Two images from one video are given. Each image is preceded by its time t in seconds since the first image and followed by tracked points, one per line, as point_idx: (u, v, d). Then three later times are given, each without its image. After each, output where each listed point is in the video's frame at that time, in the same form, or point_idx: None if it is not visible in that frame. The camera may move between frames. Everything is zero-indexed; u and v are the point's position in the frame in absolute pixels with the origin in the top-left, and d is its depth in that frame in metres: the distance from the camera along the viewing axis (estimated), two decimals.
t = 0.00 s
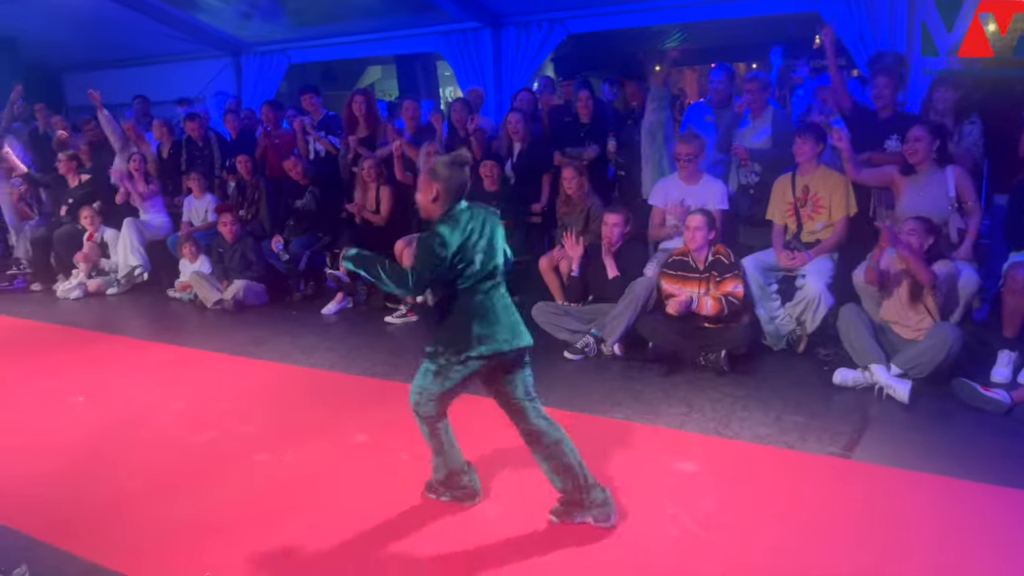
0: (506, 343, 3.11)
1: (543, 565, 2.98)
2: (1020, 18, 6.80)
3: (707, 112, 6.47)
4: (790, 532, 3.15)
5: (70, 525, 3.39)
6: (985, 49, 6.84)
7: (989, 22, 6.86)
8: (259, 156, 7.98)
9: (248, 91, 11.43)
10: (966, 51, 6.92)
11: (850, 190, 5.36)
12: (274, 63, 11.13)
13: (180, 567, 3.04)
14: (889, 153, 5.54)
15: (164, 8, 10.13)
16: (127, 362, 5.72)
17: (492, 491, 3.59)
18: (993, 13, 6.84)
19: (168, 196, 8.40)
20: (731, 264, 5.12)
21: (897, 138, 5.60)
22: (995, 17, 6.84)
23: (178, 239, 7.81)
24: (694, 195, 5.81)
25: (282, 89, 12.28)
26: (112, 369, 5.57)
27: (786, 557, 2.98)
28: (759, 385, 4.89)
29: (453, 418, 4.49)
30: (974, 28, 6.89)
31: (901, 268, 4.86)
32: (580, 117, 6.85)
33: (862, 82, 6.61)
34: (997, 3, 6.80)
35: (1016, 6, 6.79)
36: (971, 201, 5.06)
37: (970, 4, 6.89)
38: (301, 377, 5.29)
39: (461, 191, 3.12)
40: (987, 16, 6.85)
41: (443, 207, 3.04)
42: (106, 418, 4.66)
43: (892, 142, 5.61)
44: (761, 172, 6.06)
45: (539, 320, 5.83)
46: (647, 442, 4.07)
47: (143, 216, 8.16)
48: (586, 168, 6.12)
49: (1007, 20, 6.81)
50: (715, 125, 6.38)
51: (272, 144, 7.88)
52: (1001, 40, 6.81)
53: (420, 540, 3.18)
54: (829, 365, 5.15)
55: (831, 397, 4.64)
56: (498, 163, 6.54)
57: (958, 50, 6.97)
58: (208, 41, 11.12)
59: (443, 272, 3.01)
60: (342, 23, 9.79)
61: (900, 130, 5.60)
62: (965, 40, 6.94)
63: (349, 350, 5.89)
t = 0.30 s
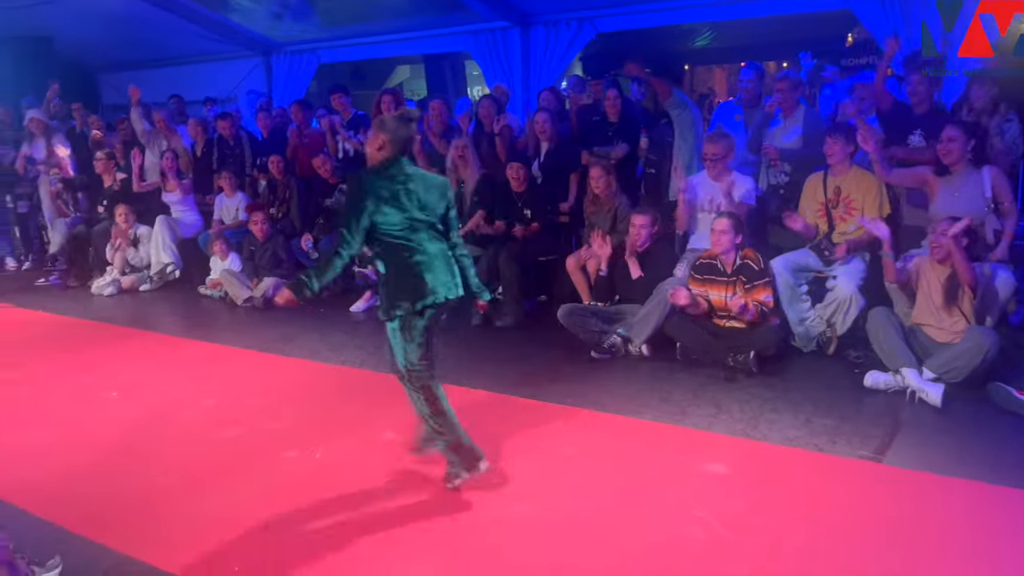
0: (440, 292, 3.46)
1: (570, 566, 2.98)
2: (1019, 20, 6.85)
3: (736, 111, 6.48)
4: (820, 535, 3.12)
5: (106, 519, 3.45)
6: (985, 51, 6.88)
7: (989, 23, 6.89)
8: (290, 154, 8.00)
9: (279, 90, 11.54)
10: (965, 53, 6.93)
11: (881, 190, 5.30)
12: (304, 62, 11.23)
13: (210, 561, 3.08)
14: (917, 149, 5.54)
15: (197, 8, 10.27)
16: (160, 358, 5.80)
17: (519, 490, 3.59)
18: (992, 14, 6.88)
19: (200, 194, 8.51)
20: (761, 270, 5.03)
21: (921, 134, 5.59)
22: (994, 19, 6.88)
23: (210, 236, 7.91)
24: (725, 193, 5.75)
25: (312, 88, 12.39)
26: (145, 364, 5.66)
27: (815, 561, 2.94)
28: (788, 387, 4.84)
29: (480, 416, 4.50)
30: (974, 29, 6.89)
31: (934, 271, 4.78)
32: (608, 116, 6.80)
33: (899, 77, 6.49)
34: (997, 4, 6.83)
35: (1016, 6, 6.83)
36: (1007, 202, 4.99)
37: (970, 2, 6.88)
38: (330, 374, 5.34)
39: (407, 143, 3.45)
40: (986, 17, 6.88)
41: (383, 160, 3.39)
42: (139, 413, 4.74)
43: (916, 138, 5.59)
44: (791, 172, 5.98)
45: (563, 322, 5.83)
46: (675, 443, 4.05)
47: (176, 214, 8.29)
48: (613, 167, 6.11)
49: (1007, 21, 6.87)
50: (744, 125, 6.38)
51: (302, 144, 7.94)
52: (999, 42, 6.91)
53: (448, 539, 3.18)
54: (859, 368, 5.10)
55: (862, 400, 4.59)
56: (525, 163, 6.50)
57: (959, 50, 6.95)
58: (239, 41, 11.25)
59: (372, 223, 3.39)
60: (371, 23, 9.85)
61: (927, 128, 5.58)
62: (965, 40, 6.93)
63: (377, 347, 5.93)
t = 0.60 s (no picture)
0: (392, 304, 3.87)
1: (606, 566, 2.97)
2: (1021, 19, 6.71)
3: (777, 111, 6.35)
4: (860, 540, 3.08)
5: (152, 508, 3.53)
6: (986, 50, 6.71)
7: (990, 23, 6.80)
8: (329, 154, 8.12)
9: (320, 90, 11.66)
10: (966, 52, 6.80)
11: (927, 191, 5.20)
12: (344, 62, 11.34)
13: (251, 552, 3.14)
14: (968, 151, 5.46)
15: (239, 8, 10.43)
16: (203, 353, 5.91)
17: (556, 488, 3.60)
18: (994, 14, 6.79)
19: (242, 193, 8.64)
20: (803, 269, 4.98)
21: (974, 137, 5.50)
22: (996, 19, 6.78)
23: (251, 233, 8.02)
24: (766, 192, 5.68)
25: (352, 88, 12.50)
26: (189, 359, 5.77)
27: (856, 567, 2.90)
28: (829, 390, 4.77)
29: (517, 415, 4.50)
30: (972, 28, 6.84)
31: (982, 273, 4.67)
32: (648, 114, 6.77)
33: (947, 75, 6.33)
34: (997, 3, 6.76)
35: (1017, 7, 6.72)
36: None
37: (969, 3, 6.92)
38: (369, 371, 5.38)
39: (368, 170, 3.96)
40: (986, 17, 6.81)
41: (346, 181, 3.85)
42: (183, 406, 4.83)
43: (970, 142, 5.51)
44: (833, 172, 5.91)
45: (600, 319, 5.81)
46: (714, 445, 4.01)
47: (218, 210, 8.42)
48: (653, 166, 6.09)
49: (1008, 20, 6.75)
50: (785, 124, 6.24)
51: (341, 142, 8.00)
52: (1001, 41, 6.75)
53: (485, 535, 3.20)
54: (903, 371, 5.01)
55: (906, 403, 4.51)
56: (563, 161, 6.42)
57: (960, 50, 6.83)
58: (281, 41, 11.39)
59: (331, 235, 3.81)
60: (410, 23, 9.92)
61: (979, 129, 5.48)
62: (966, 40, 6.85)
63: (414, 345, 5.97)
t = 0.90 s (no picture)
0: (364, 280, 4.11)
1: (644, 567, 2.95)
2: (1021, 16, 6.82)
3: (820, 108, 6.35)
4: (903, 544, 3.03)
5: (194, 500, 3.60)
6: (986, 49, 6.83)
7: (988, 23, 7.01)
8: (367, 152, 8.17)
9: (358, 90, 11.76)
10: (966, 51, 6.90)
11: (972, 192, 5.07)
12: (382, 61, 11.42)
13: (290, 545, 3.17)
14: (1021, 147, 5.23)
15: (278, 8, 10.56)
16: (244, 349, 5.98)
17: (593, 487, 3.59)
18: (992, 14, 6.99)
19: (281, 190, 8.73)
20: (845, 266, 4.89)
21: None
22: (995, 18, 6.97)
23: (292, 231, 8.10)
24: (808, 190, 5.59)
25: (389, 87, 12.58)
26: (230, 354, 5.86)
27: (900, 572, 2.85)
28: (871, 392, 4.70)
29: (555, 414, 4.50)
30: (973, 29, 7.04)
31: None
32: (687, 111, 6.76)
33: (992, 73, 6.23)
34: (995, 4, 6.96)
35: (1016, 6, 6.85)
36: None
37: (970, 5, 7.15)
38: (406, 368, 5.41)
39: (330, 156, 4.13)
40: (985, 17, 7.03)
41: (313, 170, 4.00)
42: (224, 401, 4.91)
43: None
44: (877, 170, 5.81)
45: (635, 322, 5.84)
46: (753, 446, 3.97)
47: (257, 206, 8.49)
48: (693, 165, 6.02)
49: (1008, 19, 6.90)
50: (828, 121, 6.27)
51: (380, 141, 8.01)
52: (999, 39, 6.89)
53: (523, 533, 3.21)
54: (949, 374, 4.92)
55: (951, 407, 4.42)
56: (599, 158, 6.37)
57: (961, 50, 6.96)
58: (320, 40, 11.51)
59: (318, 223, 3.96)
60: (448, 21, 9.96)
61: None
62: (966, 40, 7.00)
63: (451, 342, 6.00)
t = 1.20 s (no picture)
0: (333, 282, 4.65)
1: (674, 569, 2.93)
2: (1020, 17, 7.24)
3: (856, 107, 6.16)
4: (941, 551, 2.97)
5: (226, 494, 3.64)
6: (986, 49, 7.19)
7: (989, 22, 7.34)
8: (399, 152, 8.20)
9: (388, 89, 11.83)
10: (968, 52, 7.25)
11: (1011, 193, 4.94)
12: (412, 59, 11.46)
13: (321, 541, 3.19)
14: None
15: (310, 8, 10.66)
16: (275, 346, 6.05)
17: (623, 488, 3.57)
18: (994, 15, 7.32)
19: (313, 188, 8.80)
20: (879, 274, 4.82)
21: None
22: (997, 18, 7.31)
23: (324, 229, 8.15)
24: (842, 190, 5.51)
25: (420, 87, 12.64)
26: (262, 351, 5.93)
27: None
28: (906, 396, 4.63)
29: (584, 413, 4.49)
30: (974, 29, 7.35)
31: None
32: (719, 110, 6.72)
33: None
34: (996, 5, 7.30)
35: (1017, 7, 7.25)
36: None
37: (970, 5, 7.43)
38: (436, 366, 5.43)
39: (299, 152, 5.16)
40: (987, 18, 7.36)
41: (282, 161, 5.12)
42: (256, 397, 4.96)
43: None
44: (913, 170, 5.71)
45: (667, 325, 5.83)
46: (785, 449, 3.93)
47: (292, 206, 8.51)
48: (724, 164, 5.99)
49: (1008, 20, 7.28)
50: (863, 120, 6.07)
51: (411, 140, 8.14)
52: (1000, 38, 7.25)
53: (552, 533, 3.20)
54: (987, 378, 4.83)
55: (989, 412, 4.34)
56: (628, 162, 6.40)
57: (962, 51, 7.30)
58: (351, 39, 11.59)
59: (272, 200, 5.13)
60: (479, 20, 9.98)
61: None
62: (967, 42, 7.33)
63: (480, 341, 6.01)
